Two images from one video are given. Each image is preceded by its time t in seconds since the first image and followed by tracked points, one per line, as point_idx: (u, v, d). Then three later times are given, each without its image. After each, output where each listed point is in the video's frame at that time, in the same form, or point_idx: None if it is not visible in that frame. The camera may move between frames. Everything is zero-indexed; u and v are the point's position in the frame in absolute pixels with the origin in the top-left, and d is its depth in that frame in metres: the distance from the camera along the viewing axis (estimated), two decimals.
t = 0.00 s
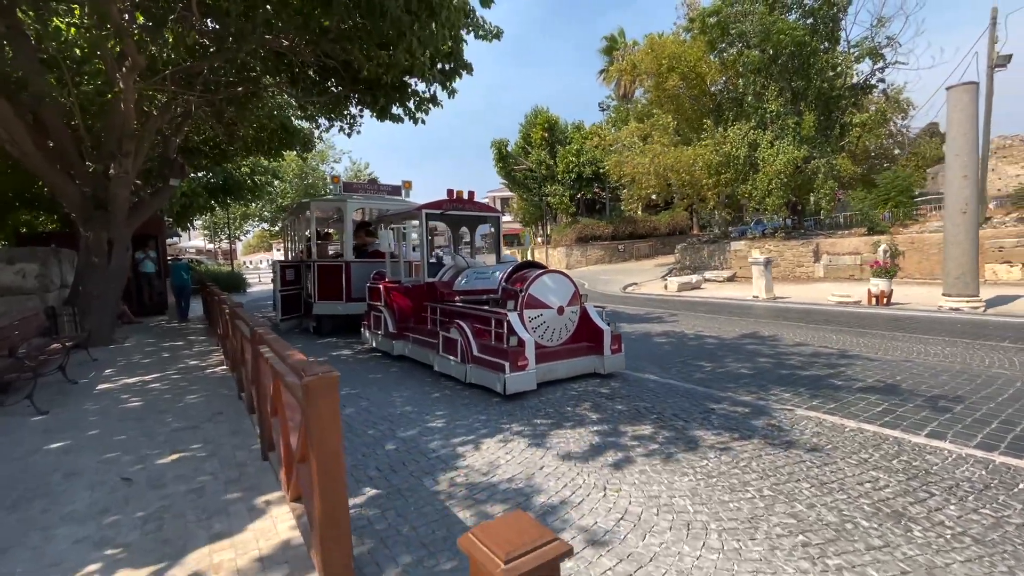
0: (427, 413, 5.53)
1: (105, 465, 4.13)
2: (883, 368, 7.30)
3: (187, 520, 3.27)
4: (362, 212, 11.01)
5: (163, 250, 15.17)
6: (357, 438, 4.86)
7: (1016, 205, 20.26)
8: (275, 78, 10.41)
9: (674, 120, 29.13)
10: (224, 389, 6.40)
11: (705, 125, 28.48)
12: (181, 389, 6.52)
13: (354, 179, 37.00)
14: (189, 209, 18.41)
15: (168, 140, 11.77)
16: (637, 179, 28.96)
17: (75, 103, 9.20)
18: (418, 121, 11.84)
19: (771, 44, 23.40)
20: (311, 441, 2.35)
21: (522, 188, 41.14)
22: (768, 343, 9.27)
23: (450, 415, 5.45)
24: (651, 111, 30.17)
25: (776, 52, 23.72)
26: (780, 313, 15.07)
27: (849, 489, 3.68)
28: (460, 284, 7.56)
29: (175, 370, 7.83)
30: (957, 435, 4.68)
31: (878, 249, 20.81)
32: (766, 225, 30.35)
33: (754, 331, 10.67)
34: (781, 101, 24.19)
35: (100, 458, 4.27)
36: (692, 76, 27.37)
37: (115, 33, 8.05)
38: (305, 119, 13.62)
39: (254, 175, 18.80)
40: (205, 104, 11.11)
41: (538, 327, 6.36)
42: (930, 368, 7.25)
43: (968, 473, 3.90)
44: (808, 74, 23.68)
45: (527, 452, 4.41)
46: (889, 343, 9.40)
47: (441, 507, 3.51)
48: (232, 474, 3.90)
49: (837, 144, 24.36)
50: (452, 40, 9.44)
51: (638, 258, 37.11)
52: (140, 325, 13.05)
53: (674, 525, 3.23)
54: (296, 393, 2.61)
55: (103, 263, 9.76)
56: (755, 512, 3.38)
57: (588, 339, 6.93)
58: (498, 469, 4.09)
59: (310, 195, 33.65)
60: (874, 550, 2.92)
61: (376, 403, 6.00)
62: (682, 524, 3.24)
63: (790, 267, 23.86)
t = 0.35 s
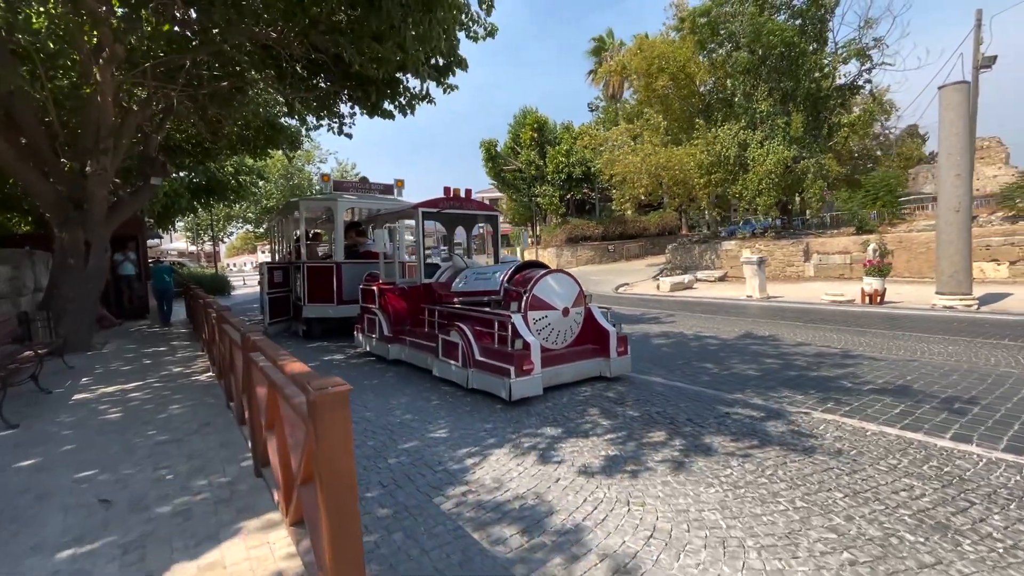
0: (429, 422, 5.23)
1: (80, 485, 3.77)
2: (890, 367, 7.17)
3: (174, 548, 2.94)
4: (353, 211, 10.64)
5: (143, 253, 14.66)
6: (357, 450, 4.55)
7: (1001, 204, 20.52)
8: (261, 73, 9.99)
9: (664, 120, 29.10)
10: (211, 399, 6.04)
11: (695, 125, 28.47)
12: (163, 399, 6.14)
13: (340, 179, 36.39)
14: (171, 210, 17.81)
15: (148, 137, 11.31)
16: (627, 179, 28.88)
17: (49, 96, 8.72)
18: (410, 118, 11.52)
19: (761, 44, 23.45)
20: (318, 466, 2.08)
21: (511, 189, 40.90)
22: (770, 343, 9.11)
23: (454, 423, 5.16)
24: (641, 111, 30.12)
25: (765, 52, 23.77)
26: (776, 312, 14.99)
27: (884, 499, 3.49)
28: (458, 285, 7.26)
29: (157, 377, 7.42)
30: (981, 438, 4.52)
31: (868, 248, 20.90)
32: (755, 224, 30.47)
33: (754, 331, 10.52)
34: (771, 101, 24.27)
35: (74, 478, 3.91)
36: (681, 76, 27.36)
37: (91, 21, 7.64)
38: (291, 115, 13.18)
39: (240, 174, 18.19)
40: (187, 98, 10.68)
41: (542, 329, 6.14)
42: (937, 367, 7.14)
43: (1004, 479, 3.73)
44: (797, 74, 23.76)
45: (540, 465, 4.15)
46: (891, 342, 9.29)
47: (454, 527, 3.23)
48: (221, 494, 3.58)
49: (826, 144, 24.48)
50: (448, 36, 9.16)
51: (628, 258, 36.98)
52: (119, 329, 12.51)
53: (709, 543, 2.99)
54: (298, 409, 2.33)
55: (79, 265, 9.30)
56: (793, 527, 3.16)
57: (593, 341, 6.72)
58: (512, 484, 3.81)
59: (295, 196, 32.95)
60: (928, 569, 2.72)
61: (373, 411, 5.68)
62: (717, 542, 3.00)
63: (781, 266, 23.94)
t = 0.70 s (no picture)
0: (436, 440, 4.85)
1: (49, 524, 3.34)
2: (907, 372, 6.97)
3: None
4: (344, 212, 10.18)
5: (121, 256, 14.02)
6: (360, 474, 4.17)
7: (989, 204, 20.72)
8: (248, 67, 9.51)
9: (655, 120, 28.99)
10: (196, 416, 5.59)
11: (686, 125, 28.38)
12: (144, 416, 5.67)
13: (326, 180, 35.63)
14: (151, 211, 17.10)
15: (127, 135, 10.74)
16: (619, 179, 28.69)
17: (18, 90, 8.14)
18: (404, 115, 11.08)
19: (753, 44, 23.40)
20: (338, 522, 1.74)
21: (501, 189, 40.58)
22: (779, 346, 8.89)
23: (464, 441, 4.79)
24: (632, 111, 29.96)
25: (756, 52, 23.76)
26: (775, 313, 14.84)
27: (945, 525, 3.21)
28: (460, 290, 6.88)
29: (137, 390, 6.93)
30: None
31: (860, 249, 20.95)
32: (745, 224, 30.53)
33: (758, 333, 10.31)
34: (762, 102, 24.26)
35: (41, 515, 3.47)
36: (673, 76, 27.27)
37: (63, 9, 7.13)
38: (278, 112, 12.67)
39: (223, 175, 17.56)
40: (168, 94, 10.15)
41: (553, 336, 5.82)
42: (955, 371, 6.95)
43: None
44: (788, 75, 23.76)
45: (564, 490, 3.80)
46: (899, 343, 9.13)
47: (478, 569, 2.87)
48: (212, 532, 3.17)
49: (817, 144, 24.53)
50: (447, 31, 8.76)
51: (619, 259, 36.55)
52: (96, 337, 11.89)
53: None
54: (312, 451, 1.97)
55: (52, 269, 8.75)
56: (857, 560, 2.86)
57: (605, 348, 6.40)
58: (537, 512, 3.46)
59: (280, 197, 32.15)
60: None
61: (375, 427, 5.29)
62: None
63: (773, 266, 23.95)
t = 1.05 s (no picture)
0: (447, 451, 4.54)
1: (22, 555, 2.97)
2: (923, 373, 6.83)
3: None
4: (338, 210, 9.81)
5: (103, 256, 13.44)
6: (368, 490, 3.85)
7: (979, 203, 20.90)
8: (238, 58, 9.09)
9: (648, 119, 28.89)
10: (186, 426, 5.22)
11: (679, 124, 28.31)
12: (129, 428, 5.28)
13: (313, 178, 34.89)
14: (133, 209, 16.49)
15: (108, 129, 10.23)
16: (612, 178, 28.53)
17: None
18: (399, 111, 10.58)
19: (747, 43, 23.39)
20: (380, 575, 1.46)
21: (493, 189, 40.25)
22: (787, 347, 8.73)
23: (477, 451, 4.49)
24: (624, 109, 29.84)
25: (749, 51, 23.77)
26: (774, 313, 14.75)
27: (1008, 541, 2.99)
28: (465, 290, 6.57)
29: (120, 398, 6.51)
30: None
31: (853, 248, 21.01)
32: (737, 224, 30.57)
33: (763, 333, 10.14)
34: (756, 101, 24.27)
35: (14, 545, 3.10)
36: (665, 75, 27.20)
37: None
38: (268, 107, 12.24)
39: (209, 172, 17.00)
40: (152, 85, 9.68)
41: (566, 339, 5.54)
42: (970, 372, 6.83)
43: None
44: (782, 74, 23.75)
45: (591, 505, 3.53)
46: (906, 343, 8.99)
47: None
48: (210, 562, 2.84)
49: (809, 144, 24.59)
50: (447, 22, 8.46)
51: (611, 258, 35.56)
52: (76, 341, 11.34)
53: None
54: (343, 484, 1.68)
55: (27, 270, 8.27)
56: None
57: (618, 351, 6.15)
58: (567, 533, 3.18)
59: (266, 196, 31.43)
60: None
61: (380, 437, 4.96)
62: None
63: (767, 265, 23.95)
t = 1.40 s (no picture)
0: (463, 467, 4.26)
1: None
2: (937, 377, 6.74)
3: None
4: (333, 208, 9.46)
5: (82, 256, 12.81)
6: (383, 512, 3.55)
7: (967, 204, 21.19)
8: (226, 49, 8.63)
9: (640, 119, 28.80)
10: (178, 441, 4.85)
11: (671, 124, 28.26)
12: (113, 443, 4.89)
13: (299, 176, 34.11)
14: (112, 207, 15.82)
15: (86, 122, 9.68)
16: (604, 178, 28.36)
17: None
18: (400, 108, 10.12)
19: (739, 44, 23.39)
20: None
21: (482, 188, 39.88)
22: (795, 350, 8.61)
23: (496, 467, 4.22)
24: (616, 108, 29.70)
25: (742, 52, 23.79)
26: (771, 314, 14.70)
27: None
28: (472, 294, 6.29)
29: (103, 408, 6.09)
30: None
31: (844, 248, 21.16)
32: (728, 224, 30.66)
33: (766, 336, 10.03)
34: (747, 102, 24.30)
35: None
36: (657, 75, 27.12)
37: None
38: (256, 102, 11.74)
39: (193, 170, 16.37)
40: (134, 77, 9.17)
41: (581, 345, 5.30)
42: (983, 375, 6.77)
43: None
44: (773, 75, 23.82)
45: (629, 527, 3.28)
46: (911, 345, 8.95)
47: None
48: None
49: (800, 145, 24.68)
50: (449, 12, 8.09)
51: (602, 259, 35.46)
52: (52, 345, 10.76)
53: None
54: (409, 544, 1.43)
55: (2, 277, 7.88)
56: None
57: (632, 356, 5.93)
58: (609, 560, 2.93)
59: (251, 194, 30.64)
60: None
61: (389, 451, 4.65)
62: None
63: (759, 266, 24.00)
